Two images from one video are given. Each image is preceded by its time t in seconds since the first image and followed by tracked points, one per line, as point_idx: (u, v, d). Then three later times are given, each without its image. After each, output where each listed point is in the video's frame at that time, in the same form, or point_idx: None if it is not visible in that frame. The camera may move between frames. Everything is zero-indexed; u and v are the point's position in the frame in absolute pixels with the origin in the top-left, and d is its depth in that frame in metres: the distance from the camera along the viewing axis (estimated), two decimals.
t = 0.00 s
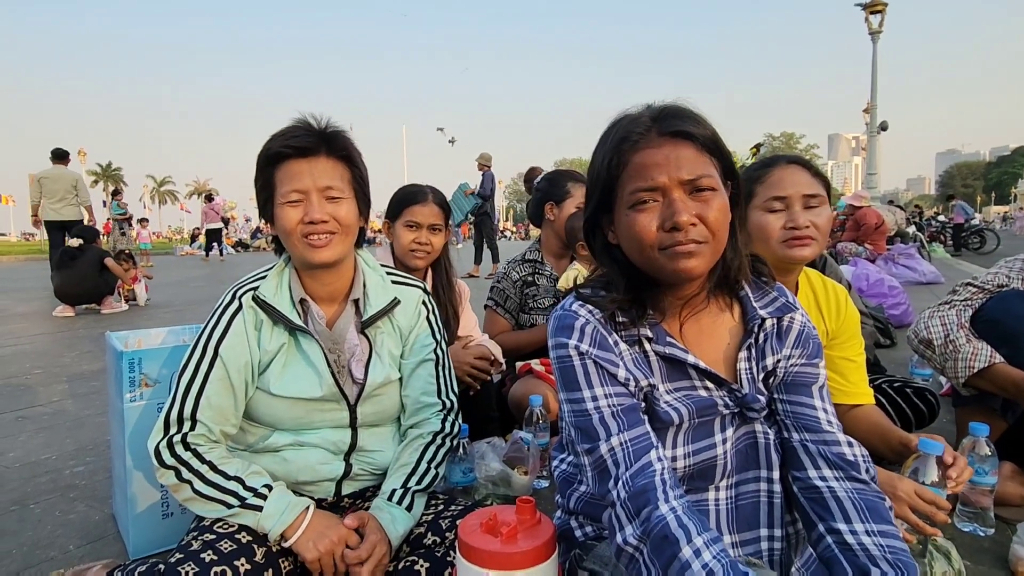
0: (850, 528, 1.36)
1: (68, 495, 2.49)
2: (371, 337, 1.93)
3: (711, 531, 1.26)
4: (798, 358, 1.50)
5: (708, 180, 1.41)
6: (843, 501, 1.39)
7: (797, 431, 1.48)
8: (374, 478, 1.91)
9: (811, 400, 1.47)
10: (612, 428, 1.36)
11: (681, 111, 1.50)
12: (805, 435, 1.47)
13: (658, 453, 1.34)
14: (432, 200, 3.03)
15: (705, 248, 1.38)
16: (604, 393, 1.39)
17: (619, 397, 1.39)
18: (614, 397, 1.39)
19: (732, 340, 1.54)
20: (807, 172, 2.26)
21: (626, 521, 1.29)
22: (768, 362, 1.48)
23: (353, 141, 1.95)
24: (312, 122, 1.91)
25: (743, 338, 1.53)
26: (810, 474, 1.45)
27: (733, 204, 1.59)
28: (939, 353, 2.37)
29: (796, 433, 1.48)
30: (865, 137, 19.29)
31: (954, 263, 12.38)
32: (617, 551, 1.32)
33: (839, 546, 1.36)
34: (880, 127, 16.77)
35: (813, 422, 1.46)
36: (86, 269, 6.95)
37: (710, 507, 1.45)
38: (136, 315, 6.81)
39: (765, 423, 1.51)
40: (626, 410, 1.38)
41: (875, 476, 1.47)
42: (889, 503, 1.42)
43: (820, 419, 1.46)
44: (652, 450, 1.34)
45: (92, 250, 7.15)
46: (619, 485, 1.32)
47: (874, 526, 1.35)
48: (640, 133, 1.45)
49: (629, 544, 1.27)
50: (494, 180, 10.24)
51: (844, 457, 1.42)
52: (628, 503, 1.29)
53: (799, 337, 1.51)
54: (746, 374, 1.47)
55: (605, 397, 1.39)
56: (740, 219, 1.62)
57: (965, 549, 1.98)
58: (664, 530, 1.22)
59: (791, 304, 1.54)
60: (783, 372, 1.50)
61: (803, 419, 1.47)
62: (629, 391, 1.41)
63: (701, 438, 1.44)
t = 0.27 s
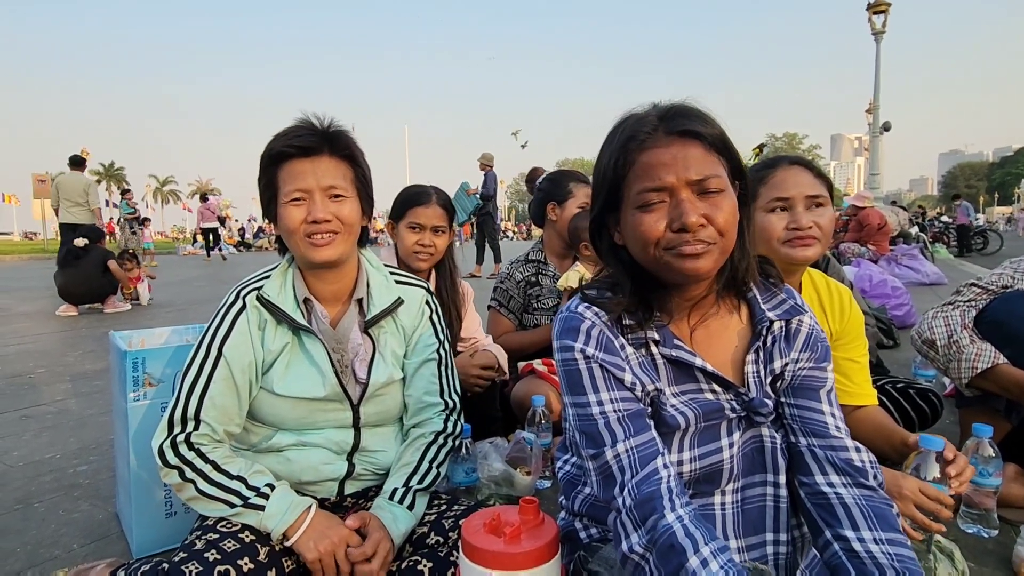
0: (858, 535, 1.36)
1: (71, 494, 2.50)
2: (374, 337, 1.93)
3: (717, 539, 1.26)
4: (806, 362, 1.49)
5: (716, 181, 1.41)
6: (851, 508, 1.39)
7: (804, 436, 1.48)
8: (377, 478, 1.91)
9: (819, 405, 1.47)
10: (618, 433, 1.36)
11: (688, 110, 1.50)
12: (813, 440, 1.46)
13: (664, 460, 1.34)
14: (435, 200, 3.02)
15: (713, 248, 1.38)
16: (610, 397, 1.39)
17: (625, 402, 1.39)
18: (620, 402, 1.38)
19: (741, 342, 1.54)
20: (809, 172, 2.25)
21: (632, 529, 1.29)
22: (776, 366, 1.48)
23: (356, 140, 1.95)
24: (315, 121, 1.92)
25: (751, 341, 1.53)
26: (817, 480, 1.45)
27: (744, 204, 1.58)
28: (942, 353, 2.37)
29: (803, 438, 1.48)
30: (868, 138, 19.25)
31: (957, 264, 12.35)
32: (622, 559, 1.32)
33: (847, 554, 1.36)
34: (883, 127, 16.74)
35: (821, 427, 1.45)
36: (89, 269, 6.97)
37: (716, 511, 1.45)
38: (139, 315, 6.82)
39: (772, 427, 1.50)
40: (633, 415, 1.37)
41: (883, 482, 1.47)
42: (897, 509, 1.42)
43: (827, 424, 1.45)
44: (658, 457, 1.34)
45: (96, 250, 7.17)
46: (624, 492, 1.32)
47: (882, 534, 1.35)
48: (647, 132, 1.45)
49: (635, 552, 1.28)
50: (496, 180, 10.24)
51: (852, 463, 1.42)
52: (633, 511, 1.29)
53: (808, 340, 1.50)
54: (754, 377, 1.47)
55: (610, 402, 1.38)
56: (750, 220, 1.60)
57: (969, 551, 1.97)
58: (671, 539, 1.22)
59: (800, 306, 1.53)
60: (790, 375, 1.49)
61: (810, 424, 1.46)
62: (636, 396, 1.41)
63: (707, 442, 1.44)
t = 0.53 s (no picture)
0: (867, 540, 1.36)
1: (75, 493, 2.50)
2: (379, 338, 1.93)
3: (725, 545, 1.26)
4: (816, 364, 1.49)
5: (725, 182, 1.41)
6: (860, 512, 1.39)
7: (814, 439, 1.48)
8: (381, 478, 1.91)
9: (828, 408, 1.46)
10: (625, 437, 1.36)
11: (697, 111, 1.50)
12: (822, 443, 1.46)
13: (671, 464, 1.34)
14: (435, 200, 3.02)
15: (722, 251, 1.38)
16: (617, 400, 1.39)
17: (632, 405, 1.39)
18: (627, 406, 1.39)
19: (750, 343, 1.54)
20: (815, 173, 2.26)
21: (639, 534, 1.29)
22: (786, 368, 1.48)
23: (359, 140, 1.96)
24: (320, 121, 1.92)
25: (761, 342, 1.53)
26: (826, 484, 1.45)
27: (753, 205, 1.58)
28: (949, 355, 2.36)
29: (812, 441, 1.48)
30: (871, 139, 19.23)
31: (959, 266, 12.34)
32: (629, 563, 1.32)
33: (856, 559, 1.36)
34: (885, 128, 16.73)
35: (830, 430, 1.45)
36: (92, 268, 6.98)
37: (725, 515, 1.45)
38: (142, 314, 6.83)
39: (781, 430, 1.50)
40: (640, 419, 1.38)
41: (892, 485, 1.47)
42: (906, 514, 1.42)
43: (837, 427, 1.45)
44: (665, 461, 1.34)
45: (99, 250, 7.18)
46: (631, 497, 1.32)
47: (891, 539, 1.35)
48: (656, 133, 1.45)
49: (641, 557, 1.28)
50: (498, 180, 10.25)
51: (862, 466, 1.42)
52: (640, 516, 1.29)
53: (818, 342, 1.50)
54: (763, 379, 1.47)
55: (617, 405, 1.39)
56: (758, 220, 1.60)
57: (974, 553, 1.97)
58: (678, 546, 1.22)
59: (809, 307, 1.54)
60: (800, 377, 1.49)
61: (819, 426, 1.46)
62: (643, 399, 1.41)
63: (715, 444, 1.44)
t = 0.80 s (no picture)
0: (872, 540, 1.36)
1: (79, 491, 2.50)
2: (383, 338, 1.93)
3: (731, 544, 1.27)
4: (822, 364, 1.49)
5: (731, 181, 1.41)
6: (866, 513, 1.39)
7: (819, 439, 1.48)
8: (385, 477, 1.92)
9: (834, 407, 1.47)
10: (631, 437, 1.36)
11: (702, 110, 1.50)
12: (828, 444, 1.46)
13: (678, 464, 1.34)
14: (445, 208, 2.94)
15: (730, 250, 1.38)
16: (622, 400, 1.39)
17: (638, 404, 1.39)
18: (633, 405, 1.39)
19: (756, 343, 1.54)
20: (820, 174, 2.24)
21: (645, 534, 1.29)
22: (792, 367, 1.48)
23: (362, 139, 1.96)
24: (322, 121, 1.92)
25: (767, 342, 1.53)
26: (832, 484, 1.45)
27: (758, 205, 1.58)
28: (960, 357, 2.36)
29: (818, 441, 1.48)
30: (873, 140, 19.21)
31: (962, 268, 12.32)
32: (634, 563, 1.32)
33: (862, 560, 1.37)
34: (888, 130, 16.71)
35: (836, 430, 1.45)
36: (95, 267, 6.99)
37: (730, 515, 1.45)
38: (144, 314, 6.84)
39: (787, 429, 1.50)
40: (646, 418, 1.37)
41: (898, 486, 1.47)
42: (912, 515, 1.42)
43: (843, 427, 1.45)
44: (671, 461, 1.34)
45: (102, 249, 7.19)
46: (637, 496, 1.32)
47: (897, 540, 1.35)
48: (661, 133, 1.45)
49: (648, 557, 1.28)
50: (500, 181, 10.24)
51: (868, 467, 1.42)
52: (646, 516, 1.29)
53: (824, 342, 1.50)
54: (769, 379, 1.47)
55: (623, 404, 1.39)
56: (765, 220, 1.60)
57: (978, 554, 1.97)
58: (685, 546, 1.22)
59: (815, 307, 1.54)
60: (806, 377, 1.49)
61: (825, 426, 1.46)
62: (648, 398, 1.42)
63: (721, 444, 1.44)
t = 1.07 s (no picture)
0: (875, 540, 1.36)
1: (82, 490, 2.51)
2: (386, 338, 1.93)
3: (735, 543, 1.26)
4: (825, 365, 1.49)
5: (734, 182, 1.41)
6: (869, 513, 1.39)
7: (822, 440, 1.48)
8: (388, 477, 1.92)
9: (837, 408, 1.47)
10: (635, 435, 1.36)
11: (706, 113, 1.51)
12: (831, 444, 1.46)
13: (682, 463, 1.34)
14: (441, 208, 2.92)
15: (736, 249, 1.37)
16: (626, 399, 1.39)
17: (642, 404, 1.39)
18: (637, 404, 1.39)
19: (759, 344, 1.54)
20: (802, 178, 2.30)
21: (649, 532, 1.29)
22: (796, 368, 1.48)
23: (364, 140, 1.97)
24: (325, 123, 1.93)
25: (771, 343, 1.53)
26: (834, 484, 1.45)
27: (762, 207, 1.58)
28: (966, 360, 2.36)
29: (821, 442, 1.48)
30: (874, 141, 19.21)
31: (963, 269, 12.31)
32: (638, 561, 1.32)
33: (865, 560, 1.36)
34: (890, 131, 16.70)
35: (839, 431, 1.45)
36: (97, 265, 7.01)
37: (733, 515, 1.45)
38: (146, 313, 6.85)
39: (790, 430, 1.51)
40: (650, 418, 1.38)
41: (901, 486, 1.46)
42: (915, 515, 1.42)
43: (846, 428, 1.45)
44: (675, 460, 1.34)
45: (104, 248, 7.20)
46: (641, 495, 1.32)
47: (900, 540, 1.35)
48: (665, 134, 1.46)
49: (651, 555, 1.28)
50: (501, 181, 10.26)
51: (871, 467, 1.42)
52: (650, 514, 1.29)
53: (827, 343, 1.50)
54: (772, 379, 1.47)
55: (627, 404, 1.39)
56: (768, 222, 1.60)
57: (980, 556, 1.97)
58: (689, 544, 1.22)
59: (818, 308, 1.54)
60: (809, 379, 1.49)
61: (828, 427, 1.46)
62: (652, 398, 1.42)
63: (725, 444, 1.44)
